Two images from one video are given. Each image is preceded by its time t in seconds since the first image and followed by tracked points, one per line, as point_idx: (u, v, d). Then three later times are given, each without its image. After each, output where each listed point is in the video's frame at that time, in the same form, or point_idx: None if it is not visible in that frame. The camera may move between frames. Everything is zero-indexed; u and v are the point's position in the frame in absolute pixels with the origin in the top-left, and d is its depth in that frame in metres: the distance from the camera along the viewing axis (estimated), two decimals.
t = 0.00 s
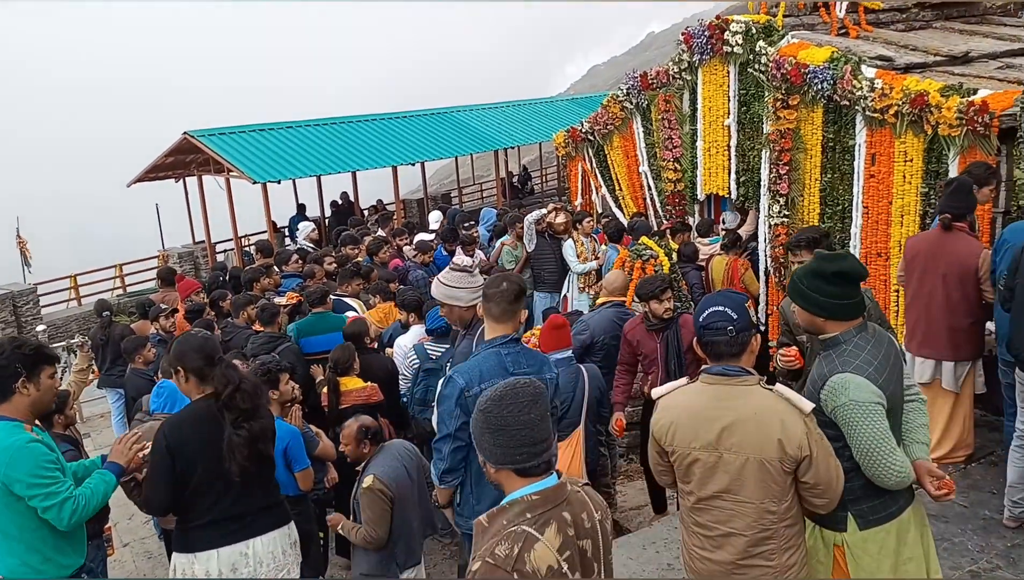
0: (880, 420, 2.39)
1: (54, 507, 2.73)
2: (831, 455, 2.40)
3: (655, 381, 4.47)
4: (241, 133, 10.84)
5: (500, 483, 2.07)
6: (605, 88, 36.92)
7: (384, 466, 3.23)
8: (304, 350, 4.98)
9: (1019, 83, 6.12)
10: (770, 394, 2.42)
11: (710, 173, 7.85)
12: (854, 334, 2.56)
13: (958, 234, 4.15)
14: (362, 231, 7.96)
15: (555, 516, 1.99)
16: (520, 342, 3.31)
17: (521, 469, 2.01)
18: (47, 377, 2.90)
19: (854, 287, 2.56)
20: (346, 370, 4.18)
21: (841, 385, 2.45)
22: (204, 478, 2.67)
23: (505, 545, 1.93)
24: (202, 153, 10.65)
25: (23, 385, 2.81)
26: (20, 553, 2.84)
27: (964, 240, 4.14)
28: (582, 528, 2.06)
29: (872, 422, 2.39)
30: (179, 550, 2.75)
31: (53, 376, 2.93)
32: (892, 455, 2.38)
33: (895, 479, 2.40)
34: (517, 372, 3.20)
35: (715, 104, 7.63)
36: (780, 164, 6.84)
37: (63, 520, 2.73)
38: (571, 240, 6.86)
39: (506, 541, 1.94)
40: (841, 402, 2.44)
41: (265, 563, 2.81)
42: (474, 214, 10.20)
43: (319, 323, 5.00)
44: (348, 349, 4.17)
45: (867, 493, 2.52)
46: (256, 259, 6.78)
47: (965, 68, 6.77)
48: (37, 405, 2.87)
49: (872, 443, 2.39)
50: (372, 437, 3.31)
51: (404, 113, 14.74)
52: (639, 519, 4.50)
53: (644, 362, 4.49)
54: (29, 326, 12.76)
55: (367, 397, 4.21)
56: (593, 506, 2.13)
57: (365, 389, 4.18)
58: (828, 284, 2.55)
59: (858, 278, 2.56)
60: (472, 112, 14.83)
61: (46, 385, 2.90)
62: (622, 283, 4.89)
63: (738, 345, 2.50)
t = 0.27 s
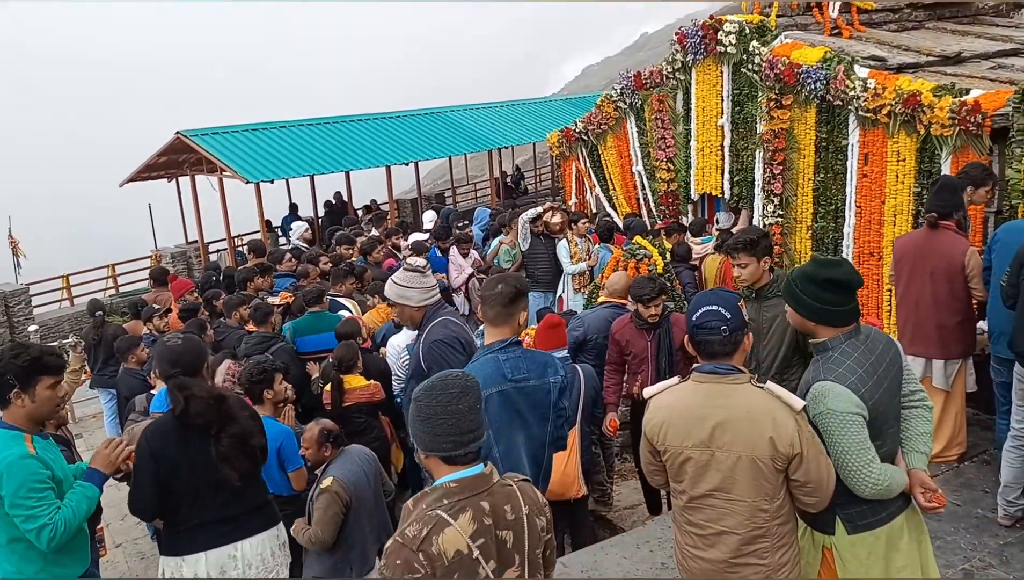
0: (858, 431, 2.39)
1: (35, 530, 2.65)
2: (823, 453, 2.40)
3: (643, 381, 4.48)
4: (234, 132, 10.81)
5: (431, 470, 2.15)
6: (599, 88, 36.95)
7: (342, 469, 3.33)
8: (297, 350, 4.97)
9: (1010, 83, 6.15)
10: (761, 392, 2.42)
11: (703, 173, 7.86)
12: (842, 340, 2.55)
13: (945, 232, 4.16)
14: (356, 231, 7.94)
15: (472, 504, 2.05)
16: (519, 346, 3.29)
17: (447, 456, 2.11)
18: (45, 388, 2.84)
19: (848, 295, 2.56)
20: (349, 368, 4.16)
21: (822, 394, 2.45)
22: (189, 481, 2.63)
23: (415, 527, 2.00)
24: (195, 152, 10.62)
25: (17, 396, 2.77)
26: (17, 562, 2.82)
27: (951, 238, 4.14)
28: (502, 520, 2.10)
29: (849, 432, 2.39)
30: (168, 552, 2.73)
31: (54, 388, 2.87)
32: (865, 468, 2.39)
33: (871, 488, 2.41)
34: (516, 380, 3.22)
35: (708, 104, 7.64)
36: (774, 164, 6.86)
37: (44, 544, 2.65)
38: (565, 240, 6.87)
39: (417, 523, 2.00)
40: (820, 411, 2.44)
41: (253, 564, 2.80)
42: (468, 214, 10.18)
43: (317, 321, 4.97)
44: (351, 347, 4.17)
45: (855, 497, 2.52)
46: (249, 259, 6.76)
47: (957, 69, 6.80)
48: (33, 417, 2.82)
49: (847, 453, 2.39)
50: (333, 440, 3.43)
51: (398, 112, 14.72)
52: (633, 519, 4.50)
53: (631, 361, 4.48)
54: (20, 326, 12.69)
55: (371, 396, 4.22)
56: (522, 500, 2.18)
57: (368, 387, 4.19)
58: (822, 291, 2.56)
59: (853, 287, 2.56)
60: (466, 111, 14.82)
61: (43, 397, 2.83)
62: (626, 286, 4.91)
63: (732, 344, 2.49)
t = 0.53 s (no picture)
0: (852, 437, 2.36)
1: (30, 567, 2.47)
2: (811, 452, 2.40)
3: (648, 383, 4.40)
4: (224, 132, 10.76)
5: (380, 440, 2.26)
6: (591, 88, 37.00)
7: (299, 464, 3.17)
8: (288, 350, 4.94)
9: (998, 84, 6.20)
10: (750, 391, 2.42)
11: (694, 173, 7.87)
12: (842, 343, 2.53)
13: (934, 231, 4.14)
14: (347, 230, 7.91)
15: (408, 471, 2.15)
16: (513, 352, 3.12)
17: (396, 427, 2.20)
18: (65, 411, 2.63)
19: (850, 298, 2.53)
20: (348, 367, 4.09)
21: (817, 396, 2.43)
22: (151, 489, 2.56)
23: (351, 487, 2.12)
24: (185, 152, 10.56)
25: (34, 419, 2.57)
26: None
27: (941, 237, 4.13)
28: (437, 491, 2.21)
29: (841, 438, 2.37)
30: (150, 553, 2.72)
31: (75, 410, 2.66)
32: (856, 472, 2.36)
33: (853, 495, 2.39)
34: (513, 389, 3.06)
35: (699, 104, 7.65)
36: (764, 164, 6.88)
37: None
38: (557, 240, 6.89)
39: (354, 483, 2.13)
40: (814, 414, 2.42)
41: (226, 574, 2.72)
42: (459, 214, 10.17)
43: (306, 320, 4.96)
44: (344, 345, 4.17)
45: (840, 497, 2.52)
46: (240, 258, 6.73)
47: (946, 69, 6.84)
48: (53, 439, 2.63)
49: (836, 458, 2.38)
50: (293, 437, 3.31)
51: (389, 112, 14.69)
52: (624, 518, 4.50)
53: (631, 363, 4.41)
54: (8, 327, 12.58)
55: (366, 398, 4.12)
56: (462, 477, 2.27)
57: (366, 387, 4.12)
58: (822, 295, 2.53)
59: (853, 290, 2.53)
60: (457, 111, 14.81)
61: (63, 421, 2.62)
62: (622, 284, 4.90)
63: (724, 344, 2.48)
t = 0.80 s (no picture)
0: (845, 440, 2.37)
1: None
2: (799, 456, 2.42)
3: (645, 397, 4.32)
4: (216, 134, 10.73)
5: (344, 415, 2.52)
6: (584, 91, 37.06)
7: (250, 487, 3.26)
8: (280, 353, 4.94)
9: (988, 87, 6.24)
10: (741, 395, 2.43)
11: (685, 176, 7.89)
12: (845, 346, 2.55)
13: (927, 233, 4.17)
14: (339, 233, 7.90)
15: (362, 442, 2.41)
16: (508, 356, 3.15)
17: (355, 402, 2.46)
18: (83, 441, 2.47)
19: (856, 301, 2.55)
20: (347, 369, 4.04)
21: (815, 397, 2.44)
22: (127, 491, 2.66)
23: (308, 453, 2.39)
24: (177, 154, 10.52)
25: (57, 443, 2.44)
26: None
27: (934, 240, 4.15)
28: (392, 463, 2.43)
29: (834, 442, 2.37)
30: (135, 556, 2.78)
31: (96, 441, 2.49)
32: (846, 475, 2.36)
33: (841, 498, 2.40)
34: (506, 393, 3.09)
35: (691, 107, 7.68)
36: (755, 167, 6.90)
37: None
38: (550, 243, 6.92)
39: (311, 450, 2.40)
40: (810, 414, 2.43)
41: None
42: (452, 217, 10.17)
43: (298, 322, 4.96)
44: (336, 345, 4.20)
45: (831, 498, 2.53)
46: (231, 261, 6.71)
47: (936, 72, 6.88)
48: (71, 466, 2.50)
49: (827, 460, 2.39)
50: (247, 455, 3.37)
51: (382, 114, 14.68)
52: (616, 520, 4.51)
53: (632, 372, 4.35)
54: None
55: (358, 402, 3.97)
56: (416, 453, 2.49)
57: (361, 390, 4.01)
58: (831, 297, 2.53)
59: (861, 293, 2.54)
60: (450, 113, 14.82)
61: (81, 451, 2.47)
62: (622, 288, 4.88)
63: (713, 349, 2.48)
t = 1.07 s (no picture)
0: (846, 450, 2.36)
1: None
2: (787, 464, 2.42)
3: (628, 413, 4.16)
4: (203, 139, 10.69)
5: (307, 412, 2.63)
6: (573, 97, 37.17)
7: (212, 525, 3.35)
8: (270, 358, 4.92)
9: (974, 93, 6.30)
10: (728, 401, 2.44)
11: (674, 182, 7.92)
12: (843, 354, 2.53)
13: (919, 238, 4.21)
14: (328, 239, 7.87)
15: (322, 439, 2.52)
16: (509, 354, 3.13)
17: (317, 399, 2.58)
18: (99, 453, 2.43)
19: (853, 309, 2.54)
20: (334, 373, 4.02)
21: (816, 406, 2.44)
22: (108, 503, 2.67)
23: (272, 449, 2.50)
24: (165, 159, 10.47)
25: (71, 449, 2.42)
26: None
27: (925, 245, 4.20)
28: (351, 458, 2.55)
29: (836, 450, 2.36)
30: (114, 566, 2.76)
31: (113, 453, 2.46)
32: (847, 484, 2.36)
33: (842, 507, 2.39)
34: (502, 389, 3.07)
35: (680, 113, 7.71)
36: (743, 172, 6.94)
37: None
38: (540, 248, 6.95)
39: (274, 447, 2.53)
40: (811, 423, 2.42)
41: None
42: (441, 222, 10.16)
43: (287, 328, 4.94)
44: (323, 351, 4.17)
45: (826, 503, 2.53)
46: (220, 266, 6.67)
47: (923, 79, 6.94)
48: (86, 477, 2.46)
49: (828, 469, 2.37)
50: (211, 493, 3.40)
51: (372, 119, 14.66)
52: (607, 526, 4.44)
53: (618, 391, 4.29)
54: None
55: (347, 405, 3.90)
56: (374, 448, 2.60)
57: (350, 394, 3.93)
58: (827, 305, 2.53)
59: (857, 301, 2.54)
60: (440, 119, 14.82)
61: (95, 461, 2.44)
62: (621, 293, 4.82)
63: (702, 354, 2.49)
